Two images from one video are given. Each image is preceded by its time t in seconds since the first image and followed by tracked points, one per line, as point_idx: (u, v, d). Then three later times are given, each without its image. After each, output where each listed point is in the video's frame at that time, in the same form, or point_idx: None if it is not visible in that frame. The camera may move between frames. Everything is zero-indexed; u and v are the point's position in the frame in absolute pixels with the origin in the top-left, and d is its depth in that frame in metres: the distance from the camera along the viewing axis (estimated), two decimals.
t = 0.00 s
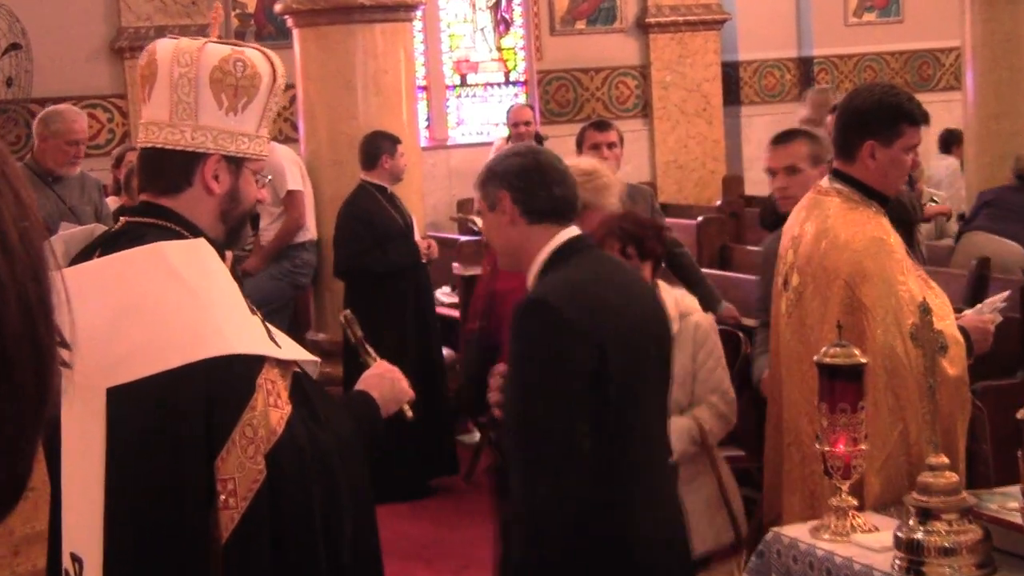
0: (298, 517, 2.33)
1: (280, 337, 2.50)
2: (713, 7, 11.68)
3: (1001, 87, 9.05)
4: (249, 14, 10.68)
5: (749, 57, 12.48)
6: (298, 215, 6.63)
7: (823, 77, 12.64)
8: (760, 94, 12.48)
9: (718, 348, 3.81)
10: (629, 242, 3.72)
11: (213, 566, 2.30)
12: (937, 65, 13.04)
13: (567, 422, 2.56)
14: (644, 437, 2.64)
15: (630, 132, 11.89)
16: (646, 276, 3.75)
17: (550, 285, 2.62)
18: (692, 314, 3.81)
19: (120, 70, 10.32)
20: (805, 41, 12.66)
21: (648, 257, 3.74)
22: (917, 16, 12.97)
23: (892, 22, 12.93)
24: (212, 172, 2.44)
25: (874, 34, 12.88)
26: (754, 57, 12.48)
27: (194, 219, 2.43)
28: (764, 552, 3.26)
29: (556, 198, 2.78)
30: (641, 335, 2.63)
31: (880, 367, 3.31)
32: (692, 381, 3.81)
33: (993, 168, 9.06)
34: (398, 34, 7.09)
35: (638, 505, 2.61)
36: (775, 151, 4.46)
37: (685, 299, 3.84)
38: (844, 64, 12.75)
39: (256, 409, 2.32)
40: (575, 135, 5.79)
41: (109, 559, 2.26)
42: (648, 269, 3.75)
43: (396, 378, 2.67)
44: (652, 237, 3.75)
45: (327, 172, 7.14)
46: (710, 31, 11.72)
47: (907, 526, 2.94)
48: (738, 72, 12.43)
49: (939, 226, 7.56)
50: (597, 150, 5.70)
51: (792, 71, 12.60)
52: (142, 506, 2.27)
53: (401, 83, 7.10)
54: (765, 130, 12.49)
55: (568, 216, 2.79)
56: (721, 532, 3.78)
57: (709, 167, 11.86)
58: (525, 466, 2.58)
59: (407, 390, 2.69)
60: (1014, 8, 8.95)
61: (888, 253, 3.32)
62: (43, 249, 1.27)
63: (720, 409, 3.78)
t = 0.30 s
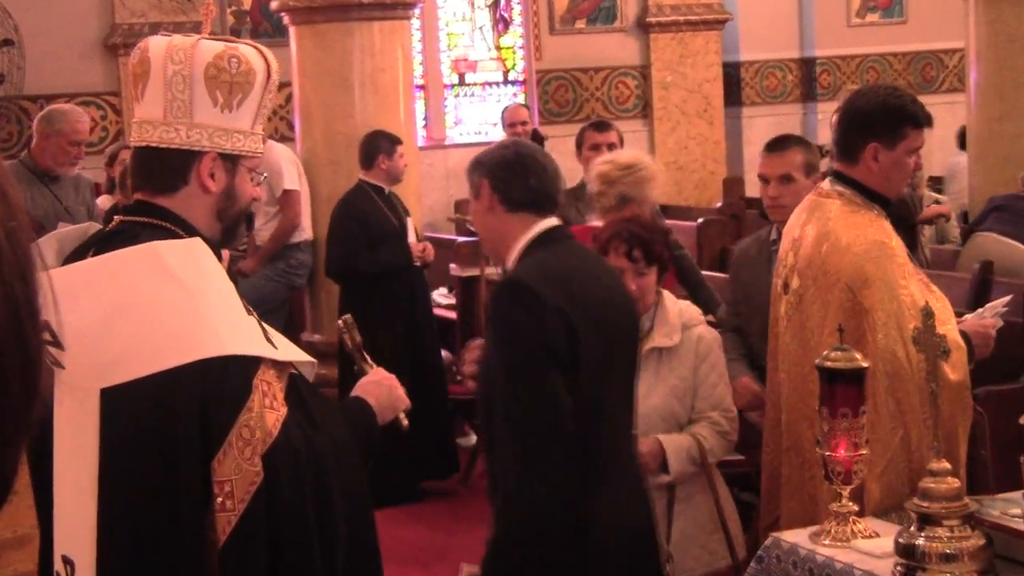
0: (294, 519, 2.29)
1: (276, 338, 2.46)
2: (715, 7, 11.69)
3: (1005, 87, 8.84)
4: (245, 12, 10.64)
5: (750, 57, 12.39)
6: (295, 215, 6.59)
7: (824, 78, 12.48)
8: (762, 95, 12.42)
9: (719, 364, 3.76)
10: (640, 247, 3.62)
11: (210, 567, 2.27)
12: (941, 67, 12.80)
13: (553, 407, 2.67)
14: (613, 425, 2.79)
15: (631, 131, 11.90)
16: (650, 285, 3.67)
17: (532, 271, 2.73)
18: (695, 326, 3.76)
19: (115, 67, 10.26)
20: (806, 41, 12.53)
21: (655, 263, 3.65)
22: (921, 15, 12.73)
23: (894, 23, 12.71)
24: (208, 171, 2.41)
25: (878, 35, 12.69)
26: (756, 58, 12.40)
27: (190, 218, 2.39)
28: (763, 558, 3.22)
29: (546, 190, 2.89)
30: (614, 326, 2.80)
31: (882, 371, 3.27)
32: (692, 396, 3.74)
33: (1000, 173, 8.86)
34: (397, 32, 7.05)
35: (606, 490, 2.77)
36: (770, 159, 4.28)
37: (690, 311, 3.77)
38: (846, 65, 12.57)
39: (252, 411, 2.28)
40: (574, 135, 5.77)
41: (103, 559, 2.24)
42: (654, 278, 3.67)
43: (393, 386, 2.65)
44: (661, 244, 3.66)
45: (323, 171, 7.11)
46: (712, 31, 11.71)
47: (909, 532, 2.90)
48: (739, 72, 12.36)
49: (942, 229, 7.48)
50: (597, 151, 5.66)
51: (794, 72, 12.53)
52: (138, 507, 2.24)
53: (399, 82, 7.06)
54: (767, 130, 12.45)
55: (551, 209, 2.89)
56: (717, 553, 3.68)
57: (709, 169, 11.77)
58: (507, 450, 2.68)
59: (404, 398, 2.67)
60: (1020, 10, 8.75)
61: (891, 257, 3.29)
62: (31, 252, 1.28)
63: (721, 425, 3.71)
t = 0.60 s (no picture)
0: (291, 527, 2.26)
1: (273, 342, 2.41)
2: (716, 6, 11.57)
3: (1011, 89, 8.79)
4: (240, 10, 10.60)
5: (751, 58, 12.31)
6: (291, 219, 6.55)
7: (826, 79, 12.45)
8: (763, 96, 12.36)
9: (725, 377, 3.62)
10: (636, 256, 3.55)
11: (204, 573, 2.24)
12: (944, 67, 12.75)
13: (495, 395, 2.86)
14: (562, 416, 2.93)
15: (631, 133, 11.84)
16: (648, 295, 3.59)
17: (482, 263, 2.90)
18: (699, 337, 3.62)
19: (108, 67, 10.19)
20: (809, 41, 12.49)
21: (653, 274, 3.58)
22: (923, 16, 12.71)
23: (897, 23, 12.67)
24: (205, 172, 2.36)
25: (881, 35, 12.64)
26: (755, 58, 12.33)
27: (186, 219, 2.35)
28: (763, 564, 3.18)
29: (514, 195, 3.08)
30: (565, 320, 2.94)
31: (884, 373, 3.24)
32: (699, 409, 3.61)
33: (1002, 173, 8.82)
34: (393, 32, 7.02)
35: (554, 479, 2.91)
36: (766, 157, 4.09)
37: (693, 322, 3.64)
38: (849, 65, 12.52)
39: (250, 415, 2.23)
40: (578, 135, 5.51)
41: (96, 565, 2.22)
42: (652, 287, 3.59)
43: (390, 398, 2.61)
44: (659, 253, 3.57)
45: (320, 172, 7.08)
46: (713, 31, 11.59)
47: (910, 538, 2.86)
48: (740, 72, 12.28)
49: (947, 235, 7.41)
50: (601, 153, 5.43)
51: (795, 73, 12.49)
52: (133, 510, 2.21)
53: (396, 82, 7.03)
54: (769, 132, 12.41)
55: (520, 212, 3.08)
56: (728, 568, 3.56)
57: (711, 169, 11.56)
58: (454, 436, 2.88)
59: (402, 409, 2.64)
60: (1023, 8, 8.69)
61: (895, 260, 3.26)
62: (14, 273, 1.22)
63: (730, 437, 3.58)
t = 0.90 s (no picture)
0: (289, 529, 2.21)
1: (269, 342, 2.37)
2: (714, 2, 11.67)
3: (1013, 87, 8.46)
4: (232, 5, 10.56)
5: (750, 53, 12.33)
6: (283, 218, 6.49)
7: (826, 75, 12.44)
8: (762, 92, 12.35)
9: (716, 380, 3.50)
10: (608, 286, 3.38)
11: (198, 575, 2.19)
12: (945, 63, 12.70)
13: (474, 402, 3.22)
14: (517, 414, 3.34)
15: (628, 129, 11.82)
16: (625, 317, 3.42)
17: (451, 280, 3.24)
18: (687, 344, 3.49)
19: (98, 63, 10.11)
20: (808, 37, 12.50)
21: (627, 301, 3.40)
22: (924, 12, 12.66)
23: (897, 19, 12.63)
24: (202, 170, 2.32)
25: (883, 31, 12.61)
26: (755, 54, 12.34)
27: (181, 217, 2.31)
28: (763, 564, 3.14)
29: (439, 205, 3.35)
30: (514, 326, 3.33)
31: (884, 373, 3.21)
32: (691, 416, 3.49)
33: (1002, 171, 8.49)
34: (389, 26, 6.95)
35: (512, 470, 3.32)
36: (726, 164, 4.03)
37: (681, 325, 3.51)
38: (848, 61, 12.51)
39: (246, 415, 2.19)
40: (577, 131, 5.45)
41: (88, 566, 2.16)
42: (631, 307, 3.42)
43: (389, 405, 2.55)
44: (633, 274, 3.39)
45: (314, 169, 7.08)
46: (711, 26, 11.67)
47: (912, 538, 2.81)
48: (739, 68, 12.27)
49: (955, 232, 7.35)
50: (602, 149, 5.42)
51: (795, 69, 12.46)
52: (128, 511, 2.16)
53: (391, 78, 6.99)
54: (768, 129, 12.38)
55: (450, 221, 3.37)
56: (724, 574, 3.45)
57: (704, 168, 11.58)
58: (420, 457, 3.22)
59: (401, 416, 2.59)
60: None
61: (898, 259, 3.24)
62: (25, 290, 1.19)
63: (723, 444, 3.47)
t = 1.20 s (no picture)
0: (289, 530, 2.20)
1: (265, 339, 2.36)
2: None
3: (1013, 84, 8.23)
4: (228, 3, 10.54)
5: (747, 51, 12.30)
6: (280, 217, 6.47)
7: (823, 72, 12.46)
8: (760, 89, 12.32)
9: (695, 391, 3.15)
10: (575, 293, 3.03)
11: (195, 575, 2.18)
12: (943, 60, 12.70)
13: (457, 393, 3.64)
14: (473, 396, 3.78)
15: (626, 126, 11.86)
16: (593, 330, 3.06)
17: (440, 279, 3.59)
18: (660, 356, 3.13)
19: (92, 60, 10.09)
20: (806, 33, 12.45)
21: (596, 310, 3.05)
22: (922, 9, 12.65)
23: (895, 15, 12.62)
24: (199, 169, 2.31)
25: (879, 27, 12.59)
26: (752, 51, 12.32)
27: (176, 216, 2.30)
28: (761, 563, 3.14)
29: (389, 188, 3.59)
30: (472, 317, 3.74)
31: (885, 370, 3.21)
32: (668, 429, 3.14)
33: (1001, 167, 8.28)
34: (384, 25, 6.95)
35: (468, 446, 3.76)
36: (647, 164, 3.65)
37: (649, 338, 3.15)
38: (846, 58, 12.53)
39: (242, 415, 2.18)
40: (576, 129, 5.44)
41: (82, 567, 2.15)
42: (599, 321, 3.06)
43: (396, 416, 2.55)
44: (602, 287, 3.05)
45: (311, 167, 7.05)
46: (708, 23, 11.63)
47: (910, 535, 2.80)
48: (736, 65, 12.26)
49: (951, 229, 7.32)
50: (599, 147, 5.41)
51: (793, 66, 12.43)
52: (124, 510, 2.15)
53: (387, 76, 6.99)
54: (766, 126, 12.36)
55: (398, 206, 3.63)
56: None
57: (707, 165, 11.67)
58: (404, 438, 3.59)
59: (406, 425, 2.58)
60: None
61: (901, 255, 3.23)
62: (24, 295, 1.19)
63: (706, 455, 3.14)
